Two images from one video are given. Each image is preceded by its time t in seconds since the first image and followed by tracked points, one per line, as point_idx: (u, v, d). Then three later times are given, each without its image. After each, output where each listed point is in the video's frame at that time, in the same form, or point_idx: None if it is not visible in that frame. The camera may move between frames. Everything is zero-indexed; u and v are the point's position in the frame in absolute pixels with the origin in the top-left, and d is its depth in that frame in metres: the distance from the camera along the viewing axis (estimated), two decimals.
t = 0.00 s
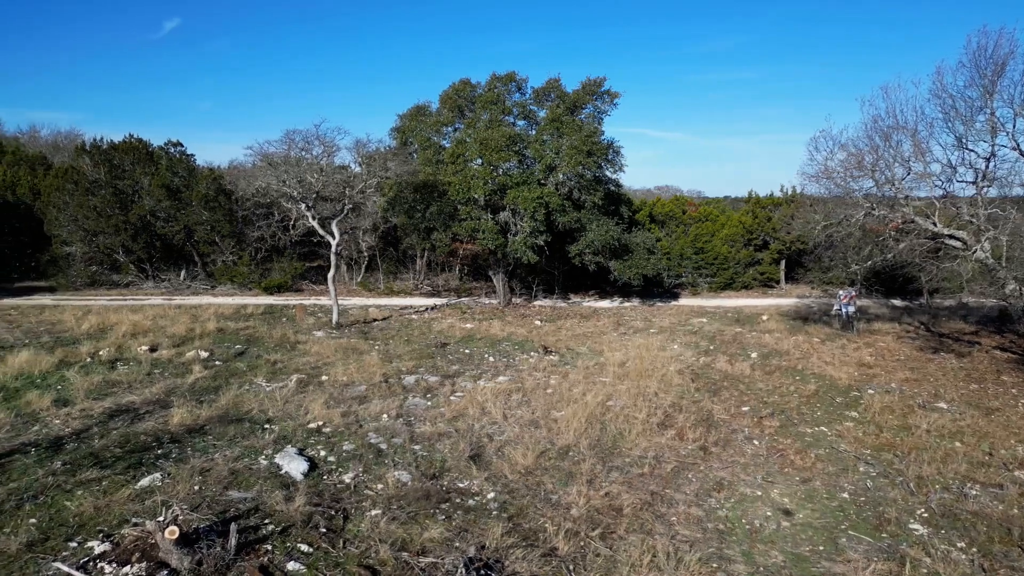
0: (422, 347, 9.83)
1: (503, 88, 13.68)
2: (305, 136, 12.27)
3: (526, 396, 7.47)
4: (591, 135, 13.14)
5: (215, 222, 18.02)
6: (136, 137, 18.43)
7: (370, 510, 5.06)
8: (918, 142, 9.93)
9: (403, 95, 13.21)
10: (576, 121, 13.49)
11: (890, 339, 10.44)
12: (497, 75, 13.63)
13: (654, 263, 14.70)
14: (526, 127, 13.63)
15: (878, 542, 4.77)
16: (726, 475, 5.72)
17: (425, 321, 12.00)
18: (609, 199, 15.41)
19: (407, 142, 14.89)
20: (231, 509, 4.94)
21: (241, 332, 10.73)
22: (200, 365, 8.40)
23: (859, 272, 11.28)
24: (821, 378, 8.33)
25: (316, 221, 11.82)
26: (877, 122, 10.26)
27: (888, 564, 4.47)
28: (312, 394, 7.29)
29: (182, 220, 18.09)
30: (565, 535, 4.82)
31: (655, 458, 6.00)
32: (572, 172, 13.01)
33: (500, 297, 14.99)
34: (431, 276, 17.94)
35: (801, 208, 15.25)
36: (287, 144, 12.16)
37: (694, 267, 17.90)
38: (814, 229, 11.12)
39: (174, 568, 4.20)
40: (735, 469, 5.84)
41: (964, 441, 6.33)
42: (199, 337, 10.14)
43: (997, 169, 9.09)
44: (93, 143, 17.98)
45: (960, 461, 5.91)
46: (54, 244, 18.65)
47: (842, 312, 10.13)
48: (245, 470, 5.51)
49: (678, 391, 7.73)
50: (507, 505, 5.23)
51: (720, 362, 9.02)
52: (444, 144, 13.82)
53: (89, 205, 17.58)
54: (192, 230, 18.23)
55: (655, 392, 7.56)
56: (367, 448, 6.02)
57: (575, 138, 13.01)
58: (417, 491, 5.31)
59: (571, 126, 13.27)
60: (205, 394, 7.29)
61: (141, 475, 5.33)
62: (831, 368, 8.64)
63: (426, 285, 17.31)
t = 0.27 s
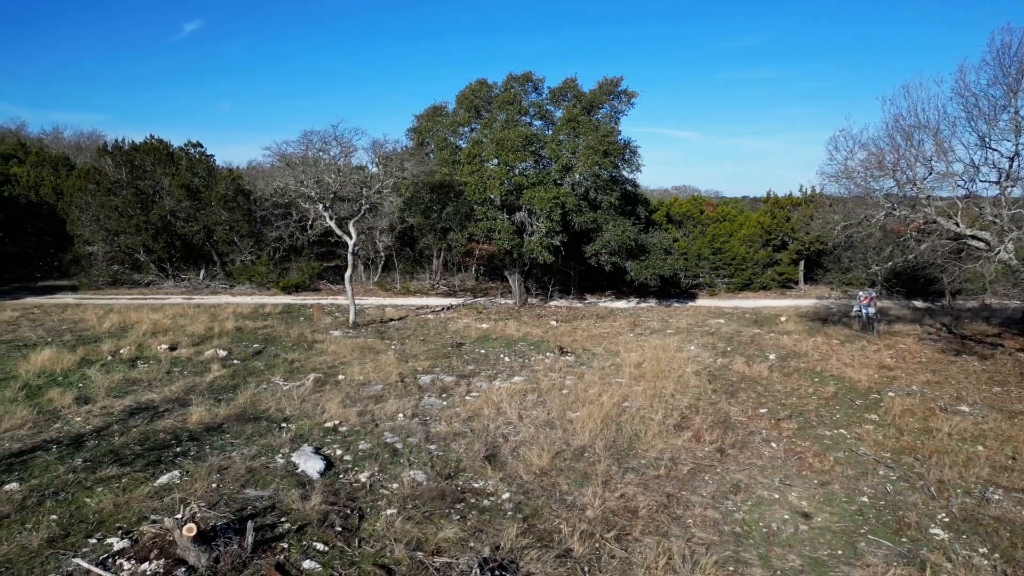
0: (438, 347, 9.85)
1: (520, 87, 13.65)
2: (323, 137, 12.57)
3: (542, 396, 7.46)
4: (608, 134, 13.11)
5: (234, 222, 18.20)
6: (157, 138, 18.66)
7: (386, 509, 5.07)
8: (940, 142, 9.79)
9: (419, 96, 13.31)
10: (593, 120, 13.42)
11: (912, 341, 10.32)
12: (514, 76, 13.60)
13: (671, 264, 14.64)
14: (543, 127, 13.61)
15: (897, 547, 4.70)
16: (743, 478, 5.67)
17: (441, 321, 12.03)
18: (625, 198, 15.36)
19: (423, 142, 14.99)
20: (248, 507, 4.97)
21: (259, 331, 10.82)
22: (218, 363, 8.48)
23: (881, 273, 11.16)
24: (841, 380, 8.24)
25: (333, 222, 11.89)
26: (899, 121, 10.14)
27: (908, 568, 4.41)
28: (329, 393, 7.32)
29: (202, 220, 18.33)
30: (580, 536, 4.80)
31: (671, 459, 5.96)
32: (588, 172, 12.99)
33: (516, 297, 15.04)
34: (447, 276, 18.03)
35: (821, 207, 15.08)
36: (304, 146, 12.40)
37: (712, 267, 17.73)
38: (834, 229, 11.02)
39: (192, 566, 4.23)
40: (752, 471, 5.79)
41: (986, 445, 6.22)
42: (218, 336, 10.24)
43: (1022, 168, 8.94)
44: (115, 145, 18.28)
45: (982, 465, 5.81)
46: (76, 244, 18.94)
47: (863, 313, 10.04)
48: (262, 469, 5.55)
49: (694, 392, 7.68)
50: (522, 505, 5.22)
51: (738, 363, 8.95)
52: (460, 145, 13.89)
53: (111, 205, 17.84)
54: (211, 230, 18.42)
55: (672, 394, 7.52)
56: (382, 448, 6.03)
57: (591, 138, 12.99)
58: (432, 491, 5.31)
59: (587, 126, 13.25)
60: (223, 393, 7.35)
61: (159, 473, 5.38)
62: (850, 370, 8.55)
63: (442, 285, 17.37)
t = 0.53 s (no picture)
0: (454, 347, 9.86)
1: (537, 87, 13.69)
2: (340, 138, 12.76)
3: (558, 397, 7.44)
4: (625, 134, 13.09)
5: (253, 222, 18.38)
6: (177, 139, 18.88)
7: (400, 509, 5.08)
8: (963, 141, 9.66)
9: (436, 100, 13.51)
10: (609, 121, 13.41)
11: (933, 343, 10.19)
12: (531, 76, 13.63)
13: (688, 264, 14.60)
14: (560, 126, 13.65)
15: (917, 552, 4.64)
16: (760, 480, 5.62)
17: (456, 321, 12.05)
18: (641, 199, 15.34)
19: (440, 142, 15.10)
20: (264, 505, 5.00)
21: (277, 331, 10.91)
22: (236, 362, 8.55)
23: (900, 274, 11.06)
24: (861, 382, 8.15)
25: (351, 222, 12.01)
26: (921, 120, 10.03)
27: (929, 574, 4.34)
28: (345, 393, 7.35)
29: (222, 219, 18.42)
30: (595, 537, 4.78)
31: (687, 462, 5.92)
32: (604, 173, 12.97)
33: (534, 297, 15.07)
34: (464, 276, 18.10)
35: (839, 208, 14.97)
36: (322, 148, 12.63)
37: (730, 267, 17.67)
38: (853, 229, 10.94)
39: (209, 563, 4.26)
40: (769, 474, 5.73)
41: (1010, 449, 6.12)
42: (236, 335, 10.33)
43: None
44: (137, 146, 18.54)
45: (1005, 469, 5.71)
46: (98, 243, 19.21)
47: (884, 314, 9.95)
48: (279, 467, 5.58)
49: (711, 394, 7.63)
50: (537, 506, 5.22)
51: (756, 365, 8.88)
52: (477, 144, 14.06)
53: (132, 205, 18.09)
54: (230, 230, 18.60)
55: (688, 395, 7.47)
56: (398, 447, 6.04)
57: (608, 138, 12.98)
58: (447, 491, 5.31)
59: (604, 126, 13.24)
60: (241, 391, 7.40)
61: (178, 470, 5.42)
62: (870, 372, 8.45)
63: (459, 286, 17.47)
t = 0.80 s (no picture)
0: (470, 346, 9.87)
1: (554, 87, 13.84)
2: (357, 138, 12.89)
3: (574, 397, 7.43)
4: (642, 134, 13.10)
5: (271, 222, 18.55)
6: (198, 139, 19.12)
7: (416, 508, 5.09)
8: (986, 140, 9.54)
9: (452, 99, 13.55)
10: (626, 120, 13.45)
11: (956, 345, 10.04)
12: (548, 75, 13.83)
13: (705, 265, 14.57)
14: (577, 126, 13.74)
15: (938, 556, 4.57)
16: (778, 483, 5.56)
17: (471, 321, 12.06)
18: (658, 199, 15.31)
19: (456, 142, 15.17)
20: (281, 503, 5.03)
21: (294, 330, 10.99)
22: (254, 361, 8.63)
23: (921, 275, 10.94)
24: (881, 384, 8.06)
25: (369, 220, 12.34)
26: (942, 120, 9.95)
27: None
28: (362, 392, 7.38)
29: (241, 219, 18.69)
30: (610, 538, 4.76)
31: (703, 463, 5.88)
32: (621, 172, 12.98)
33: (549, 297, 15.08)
34: (480, 276, 18.14)
35: (859, 208, 14.86)
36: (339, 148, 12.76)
37: (748, 267, 17.48)
38: (873, 229, 10.84)
39: (226, 560, 4.29)
40: (787, 477, 5.67)
41: None
42: (254, 334, 10.42)
43: None
44: (158, 146, 18.81)
45: None
46: (119, 243, 19.49)
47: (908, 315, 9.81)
48: (296, 465, 5.61)
49: (729, 395, 7.58)
50: (552, 506, 5.20)
51: (774, 367, 8.81)
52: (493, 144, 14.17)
53: (153, 205, 18.35)
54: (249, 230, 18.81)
55: (706, 397, 7.42)
56: (413, 447, 6.05)
57: (625, 138, 13.00)
58: (462, 491, 5.31)
59: (621, 125, 13.28)
60: (259, 390, 7.46)
61: (197, 468, 5.47)
62: (891, 374, 8.35)
63: (475, 286, 17.50)
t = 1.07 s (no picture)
0: (487, 346, 9.87)
1: (571, 87, 13.93)
2: (374, 138, 13.02)
3: (591, 398, 7.41)
4: (660, 134, 13.09)
5: (289, 222, 18.71)
6: (217, 140, 19.35)
7: (432, 508, 5.09)
8: (1011, 139, 9.41)
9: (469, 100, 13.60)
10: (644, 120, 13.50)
11: (980, 347, 9.88)
12: (565, 76, 13.96)
13: (723, 265, 14.50)
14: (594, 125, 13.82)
15: (961, 561, 4.49)
16: (797, 486, 5.51)
17: (487, 321, 12.05)
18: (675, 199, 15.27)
19: (474, 143, 15.24)
20: (299, 502, 5.06)
21: (312, 329, 11.06)
22: (272, 360, 8.70)
23: (942, 277, 10.83)
24: (903, 386, 7.96)
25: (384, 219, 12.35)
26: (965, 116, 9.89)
27: None
28: (379, 391, 7.41)
29: (260, 219, 18.87)
30: (627, 539, 4.74)
31: (721, 465, 5.83)
32: (638, 172, 12.96)
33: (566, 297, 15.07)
34: (496, 276, 18.15)
35: (881, 207, 14.69)
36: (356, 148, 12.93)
37: (767, 268, 17.36)
38: (894, 230, 10.73)
39: (245, 557, 4.32)
40: (806, 479, 5.61)
41: None
42: (272, 333, 10.50)
43: None
44: (178, 147, 19.07)
45: None
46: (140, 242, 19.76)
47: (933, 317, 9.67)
48: (313, 464, 5.64)
49: (747, 397, 7.52)
50: (569, 507, 5.18)
51: (793, 368, 8.73)
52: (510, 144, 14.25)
53: (174, 206, 18.59)
54: (268, 229, 19.01)
55: (724, 398, 7.37)
56: (429, 447, 6.06)
57: (642, 138, 13.00)
58: (478, 491, 5.30)
59: (638, 126, 13.30)
60: (277, 388, 7.52)
61: (215, 466, 5.52)
62: (913, 376, 8.24)
63: (491, 286, 17.51)
